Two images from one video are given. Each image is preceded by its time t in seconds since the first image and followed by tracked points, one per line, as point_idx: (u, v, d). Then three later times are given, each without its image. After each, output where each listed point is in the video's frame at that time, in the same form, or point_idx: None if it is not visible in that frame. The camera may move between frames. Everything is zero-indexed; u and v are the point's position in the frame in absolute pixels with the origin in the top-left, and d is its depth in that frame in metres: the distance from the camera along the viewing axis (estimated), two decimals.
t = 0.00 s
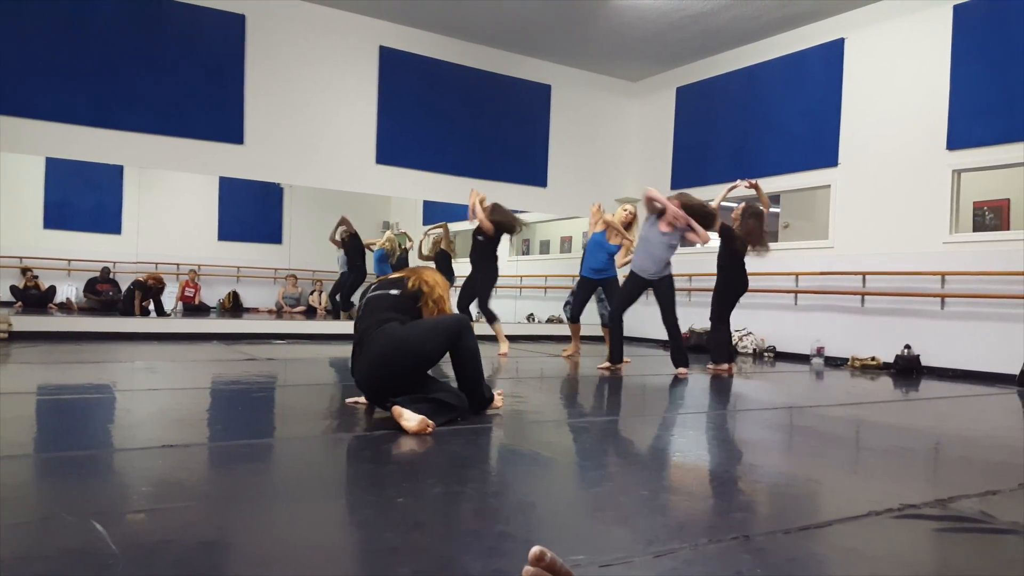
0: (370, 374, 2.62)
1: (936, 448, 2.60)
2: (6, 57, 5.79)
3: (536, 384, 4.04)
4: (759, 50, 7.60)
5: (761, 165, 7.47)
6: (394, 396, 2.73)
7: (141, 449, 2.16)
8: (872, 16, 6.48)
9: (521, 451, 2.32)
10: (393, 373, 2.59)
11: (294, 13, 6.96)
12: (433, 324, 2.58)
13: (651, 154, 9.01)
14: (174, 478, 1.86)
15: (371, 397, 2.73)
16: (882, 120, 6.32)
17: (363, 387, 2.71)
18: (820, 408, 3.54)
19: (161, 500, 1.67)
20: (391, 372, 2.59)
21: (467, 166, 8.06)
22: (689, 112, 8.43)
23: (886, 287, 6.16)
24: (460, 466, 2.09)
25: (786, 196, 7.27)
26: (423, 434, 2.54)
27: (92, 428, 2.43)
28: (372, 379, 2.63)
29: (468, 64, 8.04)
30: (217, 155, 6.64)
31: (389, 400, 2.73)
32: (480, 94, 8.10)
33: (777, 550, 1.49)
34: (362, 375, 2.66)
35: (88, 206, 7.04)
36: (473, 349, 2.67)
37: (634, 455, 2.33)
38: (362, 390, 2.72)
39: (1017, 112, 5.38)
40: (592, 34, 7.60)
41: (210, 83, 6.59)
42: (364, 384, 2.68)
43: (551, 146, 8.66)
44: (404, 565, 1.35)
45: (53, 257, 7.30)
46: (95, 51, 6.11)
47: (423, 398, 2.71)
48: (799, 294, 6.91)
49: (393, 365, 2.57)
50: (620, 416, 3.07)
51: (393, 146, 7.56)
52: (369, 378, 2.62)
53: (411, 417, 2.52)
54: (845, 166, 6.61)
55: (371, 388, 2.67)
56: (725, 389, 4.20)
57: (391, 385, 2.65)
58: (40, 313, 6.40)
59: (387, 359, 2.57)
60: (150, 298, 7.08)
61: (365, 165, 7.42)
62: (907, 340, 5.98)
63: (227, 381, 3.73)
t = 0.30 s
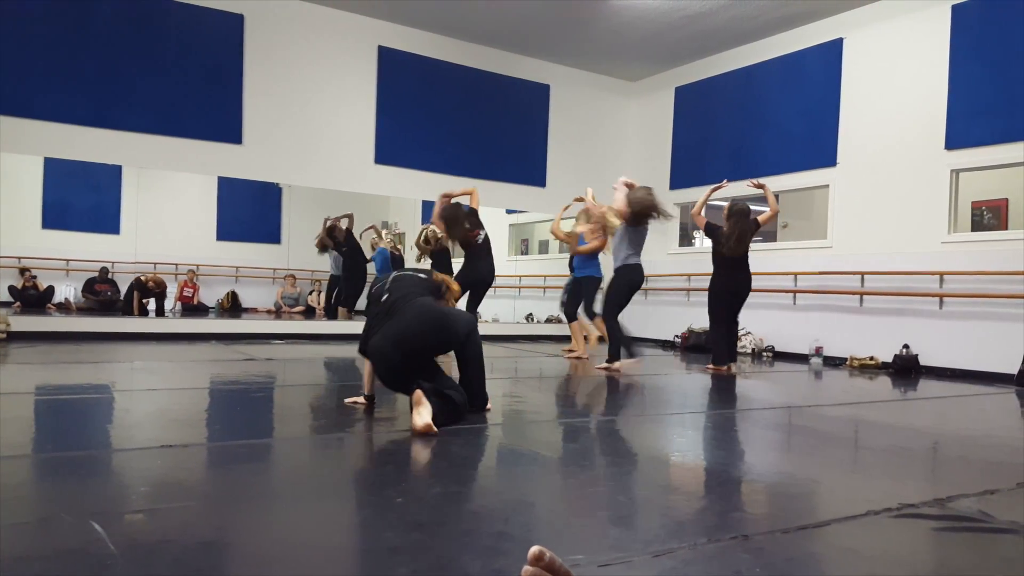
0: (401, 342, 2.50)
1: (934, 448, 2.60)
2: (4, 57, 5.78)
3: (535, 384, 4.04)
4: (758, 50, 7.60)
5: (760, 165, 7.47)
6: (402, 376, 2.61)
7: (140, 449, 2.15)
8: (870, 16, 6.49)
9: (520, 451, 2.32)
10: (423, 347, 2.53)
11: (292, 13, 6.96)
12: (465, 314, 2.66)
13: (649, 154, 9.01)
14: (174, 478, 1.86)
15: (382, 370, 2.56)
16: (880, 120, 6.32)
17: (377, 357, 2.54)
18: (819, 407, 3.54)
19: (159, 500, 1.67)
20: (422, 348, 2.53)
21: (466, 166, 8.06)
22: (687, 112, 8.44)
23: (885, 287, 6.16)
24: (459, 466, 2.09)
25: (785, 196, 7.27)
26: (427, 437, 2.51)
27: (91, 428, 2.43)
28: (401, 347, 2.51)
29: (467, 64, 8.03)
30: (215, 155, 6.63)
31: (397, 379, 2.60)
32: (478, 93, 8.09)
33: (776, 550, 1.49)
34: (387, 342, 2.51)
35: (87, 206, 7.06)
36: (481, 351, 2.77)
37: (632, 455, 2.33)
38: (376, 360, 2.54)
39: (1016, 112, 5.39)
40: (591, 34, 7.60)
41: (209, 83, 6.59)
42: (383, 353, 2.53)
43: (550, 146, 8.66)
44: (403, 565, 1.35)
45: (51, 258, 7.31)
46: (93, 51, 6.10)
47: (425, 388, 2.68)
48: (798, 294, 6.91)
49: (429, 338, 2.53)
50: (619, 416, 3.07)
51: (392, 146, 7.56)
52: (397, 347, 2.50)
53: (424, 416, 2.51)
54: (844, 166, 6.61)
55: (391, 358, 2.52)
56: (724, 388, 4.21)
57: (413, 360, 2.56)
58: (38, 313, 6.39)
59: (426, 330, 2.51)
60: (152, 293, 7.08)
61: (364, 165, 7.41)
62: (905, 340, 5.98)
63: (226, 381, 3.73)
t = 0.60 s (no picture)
0: (443, 309, 2.47)
1: (933, 448, 2.61)
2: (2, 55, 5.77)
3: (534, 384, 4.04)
4: (756, 50, 7.60)
5: (758, 165, 7.48)
6: (426, 352, 2.51)
7: (138, 449, 2.15)
8: (869, 16, 6.50)
9: (518, 450, 2.32)
10: (457, 323, 2.50)
11: (291, 13, 6.95)
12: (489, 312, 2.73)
13: (648, 154, 9.02)
14: (172, 478, 1.86)
15: (412, 334, 2.46)
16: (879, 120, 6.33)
17: (413, 318, 2.46)
18: (817, 407, 3.54)
19: (157, 499, 1.66)
20: (459, 321, 2.50)
21: (465, 165, 8.05)
22: (685, 112, 8.44)
23: (883, 287, 6.17)
24: (458, 466, 2.09)
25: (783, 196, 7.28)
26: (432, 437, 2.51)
27: (89, 427, 2.43)
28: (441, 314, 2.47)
29: (466, 63, 8.03)
30: (213, 154, 6.63)
31: (420, 350, 2.50)
32: (477, 93, 8.09)
33: (774, 549, 1.50)
34: (430, 305, 2.47)
35: (86, 205, 7.04)
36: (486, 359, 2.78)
37: (631, 455, 2.33)
38: (412, 321, 2.46)
39: (1013, 112, 5.40)
40: (590, 34, 7.60)
41: (207, 82, 6.58)
42: (422, 316, 2.46)
43: (548, 146, 8.66)
44: (401, 564, 1.35)
45: (50, 257, 7.30)
46: (92, 50, 6.09)
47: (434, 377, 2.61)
48: (796, 293, 6.92)
49: (465, 316, 2.51)
50: (618, 415, 3.08)
51: (391, 145, 7.55)
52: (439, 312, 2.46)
53: (429, 417, 2.48)
54: (842, 166, 6.62)
55: (428, 323, 2.45)
56: (722, 388, 4.21)
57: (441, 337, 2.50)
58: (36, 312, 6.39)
59: (469, 304, 2.51)
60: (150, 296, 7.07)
61: (363, 165, 7.41)
62: (903, 340, 5.99)
63: (224, 380, 3.73)
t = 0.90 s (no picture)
0: (505, 290, 2.48)
1: (929, 447, 2.61)
2: None
3: (532, 382, 4.04)
4: (755, 48, 7.60)
5: (756, 164, 7.48)
6: (474, 330, 2.44)
7: (136, 446, 2.15)
8: (867, 15, 6.51)
9: (517, 449, 2.32)
10: (506, 310, 2.50)
11: (289, 10, 6.94)
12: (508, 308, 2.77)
13: (646, 153, 9.02)
14: (168, 475, 1.85)
15: (471, 305, 2.40)
16: (877, 119, 6.34)
17: (477, 290, 2.42)
18: (815, 406, 3.54)
19: (153, 497, 1.66)
20: (511, 302, 2.51)
21: (463, 163, 8.04)
22: (684, 111, 8.44)
23: (880, 287, 6.18)
24: (456, 464, 2.09)
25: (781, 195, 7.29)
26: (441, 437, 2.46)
27: (85, 425, 2.42)
28: (502, 295, 2.47)
29: (464, 61, 8.03)
30: (211, 151, 6.62)
31: (473, 325, 2.42)
32: (475, 91, 8.09)
33: (770, 547, 1.50)
34: (495, 282, 2.46)
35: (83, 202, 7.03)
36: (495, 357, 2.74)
37: (629, 453, 2.33)
38: (476, 292, 2.42)
39: (1011, 111, 5.42)
40: (589, 32, 7.59)
41: (205, 80, 6.57)
42: (487, 291, 2.43)
43: (547, 145, 8.66)
44: (398, 562, 1.35)
45: (46, 255, 7.33)
46: (89, 46, 6.08)
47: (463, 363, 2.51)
48: (793, 292, 6.93)
49: (516, 299, 2.54)
50: (617, 414, 3.08)
51: (389, 143, 7.54)
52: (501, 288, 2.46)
53: (436, 420, 2.41)
54: (840, 165, 6.63)
55: (490, 299, 2.43)
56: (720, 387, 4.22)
57: (491, 318, 2.47)
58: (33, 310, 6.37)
59: (520, 288, 2.56)
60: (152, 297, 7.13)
61: (361, 163, 7.40)
62: (900, 339, 6.01)
63: (221, 378, 3.73)
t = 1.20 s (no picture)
0: (540, 269, 2.59)
1: (928, 446, 2.62)
2: None
3: (531, 381, 4.04)
4: (753, 48, 7.61)
5: (754, 163, 7.49)
6: (509, 297, 2.48)
7: (133, 446, 2.15)
8: (864, 15, 6.52)
9: (515, 448, 2.32)
10: (534, 291, 2.58)
11: (287, 8, 6.93)
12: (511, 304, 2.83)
13: (644, 152, 9.03)
14: (166, 475, 1.85)
15: (516, 271, 2.47)
16: (875, 118, 6.35)
17: (521, 259, 2.51)
18: (814, 406, 3.55)
19: (150, 496, 1.66)
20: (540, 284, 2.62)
21: (461, 162, 8.03)
22: (682, 110, 8.44)
23: (878, 286, 6.19)
24: (455, 463, 2.09)
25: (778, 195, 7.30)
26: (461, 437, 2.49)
27: (82, 424, 2.42)
28: (538, 272, 2.57)
29: (462, 60, 8.02)
30: (208, 150, 6.60)
31: (511, 291, 2.47)
32: (473, 90, 8.08)
33: (767, 547, 1.50)
34: (534, 258, 2.57)
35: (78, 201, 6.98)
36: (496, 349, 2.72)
37: (627, 452, 2.33)
38: (520, 260, 2.50)
39: (1008, 111, 5.43)
40: (587, 31, 7.58)
41: (202, 78, 6.55)
42: (529, 263, 2.53)
43: (544, 144, 8.66)
44: (395, 562, 1.35)
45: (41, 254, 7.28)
46: (85, 44, 6.07)
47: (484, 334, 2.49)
48: (791, 292, 6.94)
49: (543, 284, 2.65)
50: (616, 413, 3.09)
51: (387, 142, 7.54)
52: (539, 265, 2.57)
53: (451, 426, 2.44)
54: (838, 165, 6.65)
55: (531, 271, 2.52)
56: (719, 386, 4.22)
57: (522, 292, 2.53)
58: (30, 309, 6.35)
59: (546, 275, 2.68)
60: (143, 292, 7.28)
61: (359, 162, 7.39)
62: (898, 338, 6.02)
63: (218, 378, 3.71)
